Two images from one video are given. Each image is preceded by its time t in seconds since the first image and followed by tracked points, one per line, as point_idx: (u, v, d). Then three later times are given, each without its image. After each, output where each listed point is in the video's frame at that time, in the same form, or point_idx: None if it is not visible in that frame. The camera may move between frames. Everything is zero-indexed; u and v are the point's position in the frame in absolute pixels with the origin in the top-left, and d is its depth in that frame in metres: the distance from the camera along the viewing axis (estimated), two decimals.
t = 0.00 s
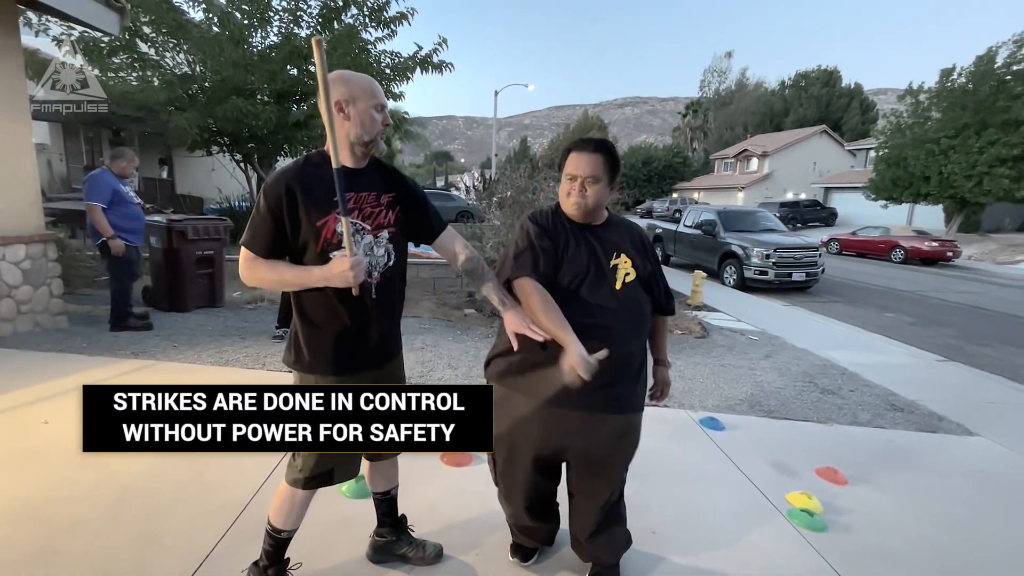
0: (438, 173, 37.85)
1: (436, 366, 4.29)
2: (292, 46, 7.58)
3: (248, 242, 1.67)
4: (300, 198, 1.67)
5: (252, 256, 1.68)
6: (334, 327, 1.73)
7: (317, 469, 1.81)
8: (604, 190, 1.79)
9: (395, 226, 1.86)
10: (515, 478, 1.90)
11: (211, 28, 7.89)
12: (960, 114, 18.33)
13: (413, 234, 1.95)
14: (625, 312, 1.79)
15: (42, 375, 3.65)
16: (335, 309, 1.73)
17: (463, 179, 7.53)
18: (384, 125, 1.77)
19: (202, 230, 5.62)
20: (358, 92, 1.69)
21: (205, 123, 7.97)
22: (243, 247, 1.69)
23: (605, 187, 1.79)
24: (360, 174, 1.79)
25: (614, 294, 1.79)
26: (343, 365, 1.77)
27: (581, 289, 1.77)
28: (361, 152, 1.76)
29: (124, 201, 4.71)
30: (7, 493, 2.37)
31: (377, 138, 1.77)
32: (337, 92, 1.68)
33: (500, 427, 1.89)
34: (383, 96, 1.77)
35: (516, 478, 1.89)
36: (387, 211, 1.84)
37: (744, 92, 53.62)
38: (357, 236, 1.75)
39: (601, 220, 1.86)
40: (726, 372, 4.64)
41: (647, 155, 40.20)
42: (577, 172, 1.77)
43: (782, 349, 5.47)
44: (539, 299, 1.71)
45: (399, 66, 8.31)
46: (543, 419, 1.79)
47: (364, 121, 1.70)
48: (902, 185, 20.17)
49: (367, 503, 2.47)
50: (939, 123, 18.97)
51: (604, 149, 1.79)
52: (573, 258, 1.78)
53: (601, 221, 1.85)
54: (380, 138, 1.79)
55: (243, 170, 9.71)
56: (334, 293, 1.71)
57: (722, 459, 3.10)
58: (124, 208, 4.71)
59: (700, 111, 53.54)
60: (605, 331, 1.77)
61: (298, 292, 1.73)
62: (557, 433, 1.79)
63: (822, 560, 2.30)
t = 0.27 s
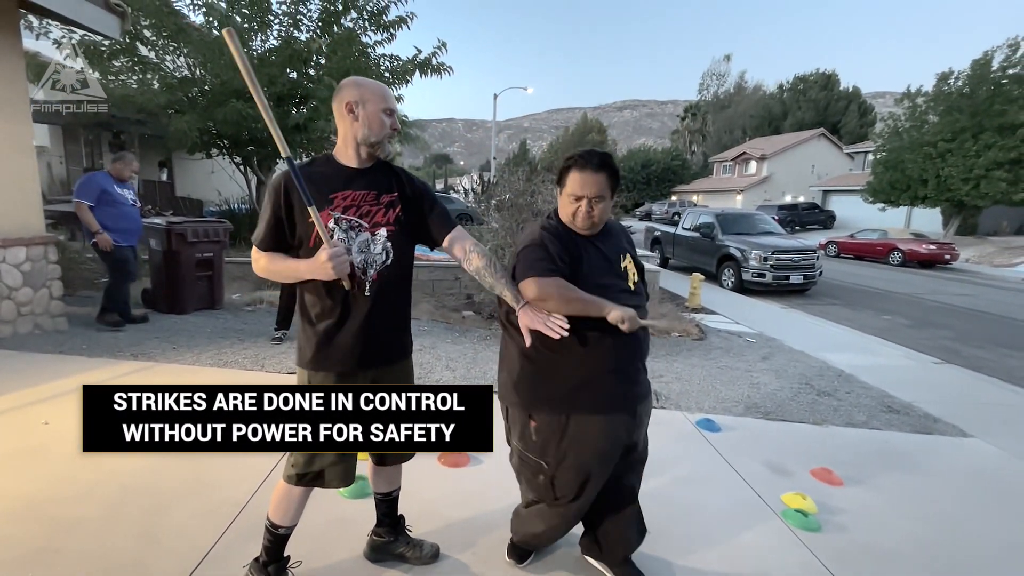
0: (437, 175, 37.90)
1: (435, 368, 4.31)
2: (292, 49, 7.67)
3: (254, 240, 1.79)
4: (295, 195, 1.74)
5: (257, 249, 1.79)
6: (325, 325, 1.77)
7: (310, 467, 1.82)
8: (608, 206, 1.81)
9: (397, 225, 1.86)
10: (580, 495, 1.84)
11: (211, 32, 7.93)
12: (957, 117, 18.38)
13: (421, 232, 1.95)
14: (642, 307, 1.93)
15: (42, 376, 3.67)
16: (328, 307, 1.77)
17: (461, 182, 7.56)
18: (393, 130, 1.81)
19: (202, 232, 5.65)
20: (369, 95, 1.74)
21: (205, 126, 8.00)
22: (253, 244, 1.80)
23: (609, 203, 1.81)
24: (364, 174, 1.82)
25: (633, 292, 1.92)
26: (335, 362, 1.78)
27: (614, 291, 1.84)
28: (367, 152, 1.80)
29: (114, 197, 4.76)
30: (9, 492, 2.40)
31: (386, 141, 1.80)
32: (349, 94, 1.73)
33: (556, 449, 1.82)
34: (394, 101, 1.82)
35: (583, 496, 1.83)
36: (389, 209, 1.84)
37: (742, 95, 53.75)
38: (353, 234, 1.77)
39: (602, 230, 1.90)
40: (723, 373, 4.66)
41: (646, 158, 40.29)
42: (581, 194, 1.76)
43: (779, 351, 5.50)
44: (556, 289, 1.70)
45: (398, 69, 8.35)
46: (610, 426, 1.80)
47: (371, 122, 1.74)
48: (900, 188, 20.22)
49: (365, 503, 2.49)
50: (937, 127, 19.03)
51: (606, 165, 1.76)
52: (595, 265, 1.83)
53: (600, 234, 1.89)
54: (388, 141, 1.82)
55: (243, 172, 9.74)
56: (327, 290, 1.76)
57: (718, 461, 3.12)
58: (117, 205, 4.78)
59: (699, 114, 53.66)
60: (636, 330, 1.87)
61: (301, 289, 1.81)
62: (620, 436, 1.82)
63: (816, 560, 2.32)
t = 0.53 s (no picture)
0: (437, 178, 37.88)
1: (433, 370, 4.32)
2: (291, 52, 7.68)
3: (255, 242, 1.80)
4: (296, 198, 1.76)
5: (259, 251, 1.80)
6: (327, 326, 1.78)
7: (307, 467, 1.83)
8: (608, 205, 1.85)
9: (398, 227, 1.87)
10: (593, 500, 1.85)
11: (211, 35, 7.96)
12: (955, 120, 18.43)
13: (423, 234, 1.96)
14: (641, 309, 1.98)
15: (41, 377, 3.68)
16: (330, 308, 1.79)
17: (460, 184, 7.58)
18: (394, 133, 1.82)
19: (201, 234, 5.66)
20: (369, 98, 1.75)
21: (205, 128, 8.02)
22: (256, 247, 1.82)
23: (610, 202, 1.85)
24: (364, 176, 1.83)
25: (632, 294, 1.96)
26: (337, 363, 1.80)
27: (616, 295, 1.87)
28: (367, 155, 1.81)
29: (106, 198, 4.81)
30: (9, 492, 2.41)
31: (385, 144, 1.81)
32: (349, 98, 1.75)
33: (569, 455, 1.83)
34: (395, 105, 1.83)
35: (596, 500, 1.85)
36: (390, 212, 1.85)
37: (741, 97, 53.86)
38: (353, 235, 1.79)
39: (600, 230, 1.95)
40: (721, 375, 4.68)
41: (645, 161, 40.35)
42: (585, 190, 1.79)
43: (777, 353, 5.51)
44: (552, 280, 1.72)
45: (398, 71, 8.37)
46: (620, 429, 1.82)
47: (371, 125, 1.75)
48: (898, 190, 20.26)
49: (363, 504, 2.50)
50: (935, 129, 19.06)
51: (606, 165, 1.84)
52: (599, 269, 1.86)
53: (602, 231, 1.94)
54: (388, 144, 1.83)
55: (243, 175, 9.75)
56: (329, 291, 1.78)
57: (716, 462, 3.13)
58: (111, 207, 4.84)
59: (698, 116, 53.73)
60: (638, 332, 1.91)
61: (303, 290, 1.83)
62: (629, 437, 1.85)
63: (812, 560, 2.33)
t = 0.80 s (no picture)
0: (436, 179, 37.87)
1: (432, 371, 4.33)
2: (292, 54, 7.68)
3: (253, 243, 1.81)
4: (294, 200, 1.77)
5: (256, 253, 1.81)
6: (324, 327, 1.78)
7: (305, 467, 1.83)
8: (592, 202, 1.84)
9: (395, 231, 1.88)
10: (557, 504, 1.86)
11: (210, 37, 7.97)
12: (954, 121, 18.46)
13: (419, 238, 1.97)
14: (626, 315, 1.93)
15: (40, 379, 3.68)
16: (327, 310, 1.79)
17: (460, 186, 7.60)
18: (391, 135, 1.82)
19: (200, 236, 5.66)
20: (367, 100, 1.76)
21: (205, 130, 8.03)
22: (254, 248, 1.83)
23: (594, 198, 1.84)
24: (362, 179, 1.84)
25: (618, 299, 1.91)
26: (335, 364, 1.80)
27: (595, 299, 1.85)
28: (365, 157, 1.82)
29: (90, 199, 4.74)
30: (9, 492, 2.42)
31: (383, 146, 1.82)
32: (347, 99, 1.76)
33: (535, 455, 1.85)
34: (393, 108, 1.84)
35: (560, 505, 1.85)
36: (388, 215, 1.86)
37: (740, 99, 53.95)
38: (352, 238, 1.79)
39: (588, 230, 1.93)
40: (720, 376, 4.68)
41: (644, 162, 40.40)
42: (565, 185, 1.81)
43: (776, 354, 5.52)
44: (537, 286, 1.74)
45: (397, 73, 8.39)
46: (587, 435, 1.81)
47: (369, 127, 1.76)
48: (897, 191, 20.28)
49: (362, 504, 2.50)
50: (934, 130, 19.07)
51: (589, 163, 1.85)
52: (582, 271, 1.83)
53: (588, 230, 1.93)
54: (385, 146, 1.83)
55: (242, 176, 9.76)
56: (327, 292, 1.78)
57: (715, 462, 3.13)
58: (96, 207, 4.76)
59: (697, 118, 53.77)
60: (619, 338, 1.87)
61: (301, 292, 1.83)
62: (604, 439, 1.83)
63: (809, 561, 2.33)
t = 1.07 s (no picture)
0: (435, 180, 37.84)
1: (431, 372, 4.33)
2: (291, 55, 7.69)
3: (250, 244, 1.75)
4: (296, 199, 1.73)
5: (252, 254, 1.75)
6: (327, 330, 1.77)
7: (304, 469, 1.83)
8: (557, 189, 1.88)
9: (394, 232, 1.91)
10: (510, 490, 1.96)
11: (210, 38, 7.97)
12: (952, 122, 18.49)
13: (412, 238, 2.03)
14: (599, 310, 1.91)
15: (39, 380, 3.68)
16: (328, 312, 1.77)
17: (459, 187, 7.60)
18: (384, 136, 1.83)
19: (199, 237, 5.66)
20: (362, 101, 1.76)
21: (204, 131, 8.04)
22: (247, 250, 1.77)
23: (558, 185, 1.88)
24: (358, 179, 1.85)
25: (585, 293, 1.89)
26: (338, 366, 1.80)
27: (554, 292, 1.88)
28: (359, 157, 1.82)
29: (74, 199, 4.73)
30: (7, 494, 2.41)
31: (377, 147, 1.83)
32: (342, 99, 1.75)
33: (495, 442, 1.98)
34: (387, 109, 1.85)
35: (513, 491, 1.95)
36: (385, 216, 1.89)
37: (739, 100, 54.01)
38: (355, 238, 1.80)
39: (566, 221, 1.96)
40: (719, 377, 4.68)
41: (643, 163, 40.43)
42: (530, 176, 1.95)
43: (775, 355, 5.52)
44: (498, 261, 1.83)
45: (396, 74, 8.40)
46: (534, 423, 1.87)
47: (364, 128, 1.76)
48: (896, 192, 20.30)
49: (360, 506, 2.50)
50: (932, 131, 19.09)
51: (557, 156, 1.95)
52: (545, 265, 1.88)
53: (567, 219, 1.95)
54: (380, 147, 1.85)
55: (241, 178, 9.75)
56: (330, 293, 1.77)
57: (713, 463, 3.14)
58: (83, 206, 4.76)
59: (696, 119, 53.82)
60: (582, 333, 1.87)
61: (294, 293, 1.79)
62: (561, 431, 1.87)
63: (808, 561, 2.33)
